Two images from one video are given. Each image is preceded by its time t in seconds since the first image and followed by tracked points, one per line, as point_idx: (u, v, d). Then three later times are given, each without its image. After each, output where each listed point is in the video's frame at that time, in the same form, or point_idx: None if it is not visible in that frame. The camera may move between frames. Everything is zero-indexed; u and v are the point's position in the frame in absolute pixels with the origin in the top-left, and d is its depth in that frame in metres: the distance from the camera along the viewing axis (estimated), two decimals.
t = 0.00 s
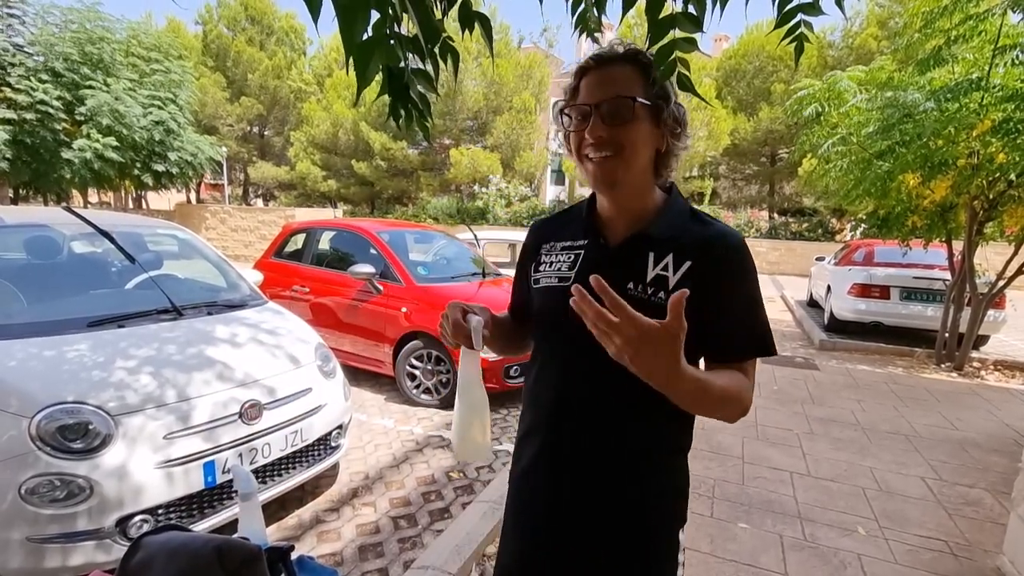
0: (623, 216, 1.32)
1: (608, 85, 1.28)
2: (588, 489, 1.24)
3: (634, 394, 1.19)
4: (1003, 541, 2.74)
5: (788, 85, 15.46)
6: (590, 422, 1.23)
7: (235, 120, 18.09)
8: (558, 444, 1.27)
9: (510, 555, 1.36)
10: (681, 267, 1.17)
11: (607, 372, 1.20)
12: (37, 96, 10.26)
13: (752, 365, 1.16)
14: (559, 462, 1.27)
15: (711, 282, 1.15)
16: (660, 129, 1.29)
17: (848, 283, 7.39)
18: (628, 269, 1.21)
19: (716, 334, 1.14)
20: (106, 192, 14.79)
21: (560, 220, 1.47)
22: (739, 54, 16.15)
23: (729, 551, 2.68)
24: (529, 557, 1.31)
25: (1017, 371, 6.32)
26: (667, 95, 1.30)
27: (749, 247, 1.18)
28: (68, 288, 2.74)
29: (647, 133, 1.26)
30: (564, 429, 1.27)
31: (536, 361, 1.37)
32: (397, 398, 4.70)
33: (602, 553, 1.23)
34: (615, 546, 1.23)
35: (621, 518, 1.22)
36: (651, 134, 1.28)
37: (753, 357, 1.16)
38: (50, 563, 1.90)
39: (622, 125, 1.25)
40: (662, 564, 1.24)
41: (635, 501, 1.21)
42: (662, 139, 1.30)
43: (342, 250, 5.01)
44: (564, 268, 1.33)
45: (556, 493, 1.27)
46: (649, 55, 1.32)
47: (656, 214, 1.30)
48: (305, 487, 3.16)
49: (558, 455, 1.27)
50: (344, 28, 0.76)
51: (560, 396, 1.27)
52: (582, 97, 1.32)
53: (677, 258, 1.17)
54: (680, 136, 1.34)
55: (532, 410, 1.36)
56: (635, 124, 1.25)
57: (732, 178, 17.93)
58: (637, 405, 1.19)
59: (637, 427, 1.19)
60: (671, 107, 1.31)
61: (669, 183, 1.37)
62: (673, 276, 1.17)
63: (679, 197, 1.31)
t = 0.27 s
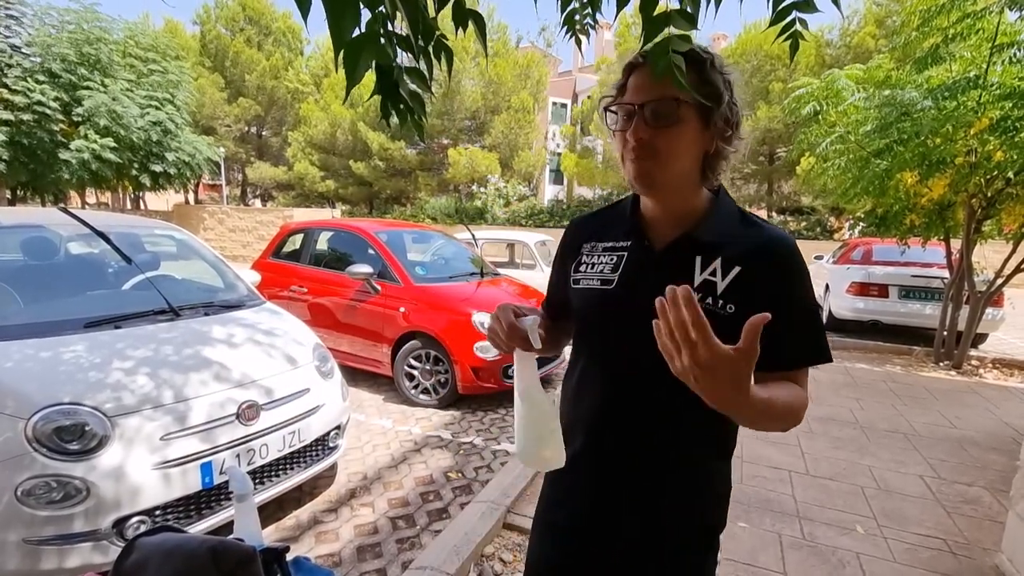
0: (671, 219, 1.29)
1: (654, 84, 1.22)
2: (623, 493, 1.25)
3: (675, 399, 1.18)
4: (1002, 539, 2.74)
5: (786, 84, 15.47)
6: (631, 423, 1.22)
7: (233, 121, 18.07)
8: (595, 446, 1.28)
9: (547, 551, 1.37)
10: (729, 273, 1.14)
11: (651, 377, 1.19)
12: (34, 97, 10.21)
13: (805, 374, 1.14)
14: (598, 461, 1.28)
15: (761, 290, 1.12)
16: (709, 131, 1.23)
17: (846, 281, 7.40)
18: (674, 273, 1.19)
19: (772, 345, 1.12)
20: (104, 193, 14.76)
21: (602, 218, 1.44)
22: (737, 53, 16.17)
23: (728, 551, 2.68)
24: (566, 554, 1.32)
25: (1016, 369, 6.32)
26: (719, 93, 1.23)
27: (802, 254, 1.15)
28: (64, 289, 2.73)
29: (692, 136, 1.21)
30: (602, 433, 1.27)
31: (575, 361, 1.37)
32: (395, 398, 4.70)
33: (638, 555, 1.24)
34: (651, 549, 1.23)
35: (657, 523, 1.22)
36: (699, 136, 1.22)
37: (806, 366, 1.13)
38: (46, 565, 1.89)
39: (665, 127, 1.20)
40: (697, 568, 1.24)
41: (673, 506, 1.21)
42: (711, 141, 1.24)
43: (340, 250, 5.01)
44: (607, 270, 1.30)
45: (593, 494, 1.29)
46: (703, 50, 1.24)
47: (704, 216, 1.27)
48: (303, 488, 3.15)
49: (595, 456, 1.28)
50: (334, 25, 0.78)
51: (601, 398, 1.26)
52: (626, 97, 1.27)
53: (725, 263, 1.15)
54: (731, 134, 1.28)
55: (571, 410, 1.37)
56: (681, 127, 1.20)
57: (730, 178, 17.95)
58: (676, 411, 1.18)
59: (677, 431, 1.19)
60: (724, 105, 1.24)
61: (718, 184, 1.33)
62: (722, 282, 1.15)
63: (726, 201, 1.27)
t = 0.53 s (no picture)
0: (697, 220, 1.28)
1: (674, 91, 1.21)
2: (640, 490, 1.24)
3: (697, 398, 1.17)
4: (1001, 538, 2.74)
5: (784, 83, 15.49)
6: (653, 419, 1.21)
7: (231, 120, 18.04)
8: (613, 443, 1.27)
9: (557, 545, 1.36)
10: (757, 275, 1.13)
11: (675, 376, 1.17)
12: (32, 97, 10.19)
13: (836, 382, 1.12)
14: (617, 458, 1.26)
15: (792, 294, 1.10)
16: (732, 134, 1.21)
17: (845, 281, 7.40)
18: (701, 272, 1.18)
19: (802, 352, 1.11)
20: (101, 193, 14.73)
21: (628, 216, 1.44)
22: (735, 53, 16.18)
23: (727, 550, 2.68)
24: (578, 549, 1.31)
25: (1014, 368, 6.33)
26: (743, 94, 1.20)
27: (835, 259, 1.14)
28: (61, 289, 2.72)
29: (714, 140, 1.20)
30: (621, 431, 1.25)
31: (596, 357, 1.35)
32: (394, 398, 4.69)
33: (651, 554, 1.24)
34: (665, 548, 1.23)
35: (674, 522, 1.22)
36: (721, 141, 1.21)
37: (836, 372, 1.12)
38: (43, 566, 1.88)
39: (683, 135, 1.20)
40: (710, 568, 1.24)
41: (689, 506, 1.21)
42: (736, 142, 1.22)
43: (338, 250, 5.00)
44: (631, 268, 1.29)
45: (609, 491, 1.27)
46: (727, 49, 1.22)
47: (732, 217, 1.25)
48: (301, 488, 3.15)
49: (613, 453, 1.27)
50: (328, 22, 0.77)
51: (622, 394, 1.25)
52: (647, 102, 1.26)
53: (753, 265, 1.13)
54: (760, 131, 1.25)
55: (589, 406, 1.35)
56: (700, 132, 1.19)
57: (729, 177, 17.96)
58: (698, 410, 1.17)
59: (698, 431, 1.18)
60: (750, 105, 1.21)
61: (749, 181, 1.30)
62: (749, 284, 1.13)
63: (753, 203, 1.26)
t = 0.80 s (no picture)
0: (713, 223, 1.27)
1: (684, 102, 1.19)
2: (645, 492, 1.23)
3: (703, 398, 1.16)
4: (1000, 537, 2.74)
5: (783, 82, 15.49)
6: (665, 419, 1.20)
7: (230, 120, 18.01)
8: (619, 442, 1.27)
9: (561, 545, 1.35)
10: (770, 278, 1.11)
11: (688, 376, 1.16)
12: (29, 96, 10.16)
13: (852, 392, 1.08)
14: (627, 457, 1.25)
15: (805, 299, 1.08)
16: (745, 140, 1.18)
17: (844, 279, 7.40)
18: (714, 272, 1.18)
19: (808, 351, 1.07)
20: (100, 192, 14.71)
21: (647, 215, 1.45)
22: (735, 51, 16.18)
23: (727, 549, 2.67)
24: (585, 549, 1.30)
25: (1013, 366, 6.33)
26: (754, 100, 1.17)
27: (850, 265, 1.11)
28: (58, 290, 2.71)
29: (726, 149, 1.18)
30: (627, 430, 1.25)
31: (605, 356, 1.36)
32: (393, 397, 4.69)
33: (657, 556, 1.23)
34: (674, 548, 1.22)
35: (679, 522, 1.21)
36: (733, 147, 1.19)
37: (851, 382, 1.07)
38: (41, 568, 1.87)
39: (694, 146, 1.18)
40: (716, 566, 1.24)
41: (695, 506, 1.20)
42: (749, 148, 1.20)
43: (337, 249, 4.99)
44: (646, 265, 1.30)
45: (615, 491, 1.27)
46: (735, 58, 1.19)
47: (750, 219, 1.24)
48: (300, 488, 3.14)
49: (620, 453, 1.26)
50: (326, 21, 0.77)
51: (634, 392, 1.24)
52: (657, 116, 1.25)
53: (767, 268, 1.12)
54: (774, 134, 1.22)
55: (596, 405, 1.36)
56: (711, 144, 1.18)
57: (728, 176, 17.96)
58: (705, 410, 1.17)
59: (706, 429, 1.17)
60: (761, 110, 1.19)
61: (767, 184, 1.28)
62: (762, 286, 1.11)
63: (770, 204, 1.24)
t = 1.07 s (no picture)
0: (712, 222, 1.28)
1: (678, 101, 1.21)
2: (645, 491, 1.23)
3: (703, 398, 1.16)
4: (999, 536, 2.74)
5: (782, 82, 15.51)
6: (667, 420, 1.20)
7: (229, 120, 17.99)
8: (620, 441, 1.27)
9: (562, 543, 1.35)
10: (762, 281, 1.12)
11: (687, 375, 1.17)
12: (28, 96, 10.15)
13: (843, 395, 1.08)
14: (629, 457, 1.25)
15: (799, 302, 1.08)
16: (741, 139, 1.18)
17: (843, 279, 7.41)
18: (709, 273, 1.19)
19: (804, 354, 1.06)
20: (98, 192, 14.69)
21: (653, 214, 1.46)
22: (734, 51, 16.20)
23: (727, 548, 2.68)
24: (586, 545, 1.31)
25: (1011, 366, 6.34)
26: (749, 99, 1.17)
27: (847, 269, 1.09)
28: (58, 289, 2.71)
29: (710, 151, 1.19)
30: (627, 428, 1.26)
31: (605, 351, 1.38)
32: (392, 397, 4.69)
33: (657, 554, 1.24)
34: (674, 547, 1.22)
35: (679, 521, 1.21)
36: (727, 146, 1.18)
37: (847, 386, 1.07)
38: (41, 568, 1.87)
39: (687, 146, 1.19)
40: (715, 564, 1.25)
41: (695, 505, 1.20)
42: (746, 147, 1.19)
43: (337, 249, 4.99)
44: (645, 263, 1.32)
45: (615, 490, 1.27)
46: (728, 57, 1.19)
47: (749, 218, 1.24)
48: (300, 488, 3.14)
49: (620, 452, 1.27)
50: (329, 21, 0.77)
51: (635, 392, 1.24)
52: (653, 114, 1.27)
53: (760, 271, 1.12)
54: (773, 134, 1.21)
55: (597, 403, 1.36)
56: (704, 144, 1.19)
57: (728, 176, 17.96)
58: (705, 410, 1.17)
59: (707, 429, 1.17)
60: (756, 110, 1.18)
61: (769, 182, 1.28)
62: (753, 288, 1.12)
63: (768, 205, 1.24)
